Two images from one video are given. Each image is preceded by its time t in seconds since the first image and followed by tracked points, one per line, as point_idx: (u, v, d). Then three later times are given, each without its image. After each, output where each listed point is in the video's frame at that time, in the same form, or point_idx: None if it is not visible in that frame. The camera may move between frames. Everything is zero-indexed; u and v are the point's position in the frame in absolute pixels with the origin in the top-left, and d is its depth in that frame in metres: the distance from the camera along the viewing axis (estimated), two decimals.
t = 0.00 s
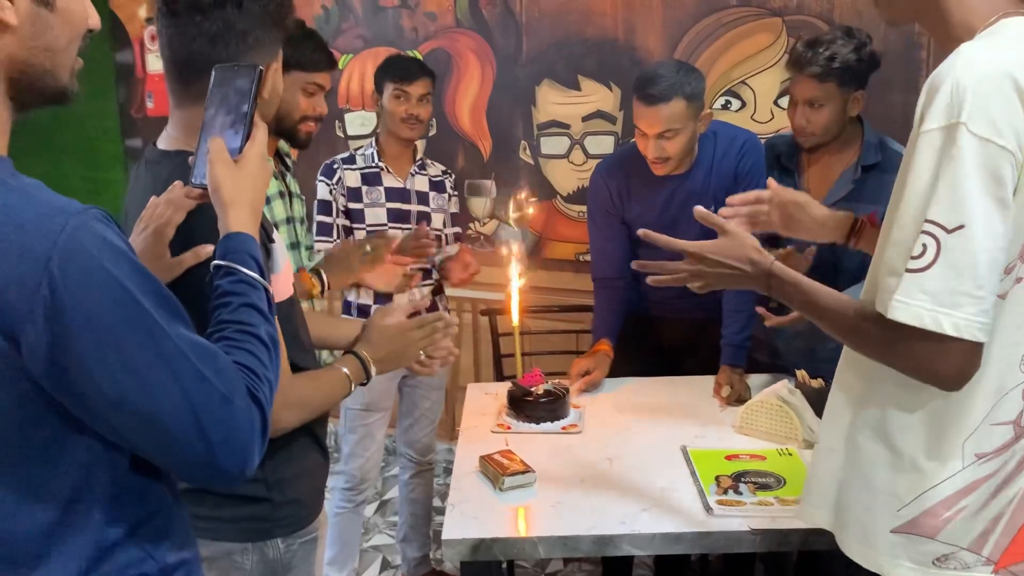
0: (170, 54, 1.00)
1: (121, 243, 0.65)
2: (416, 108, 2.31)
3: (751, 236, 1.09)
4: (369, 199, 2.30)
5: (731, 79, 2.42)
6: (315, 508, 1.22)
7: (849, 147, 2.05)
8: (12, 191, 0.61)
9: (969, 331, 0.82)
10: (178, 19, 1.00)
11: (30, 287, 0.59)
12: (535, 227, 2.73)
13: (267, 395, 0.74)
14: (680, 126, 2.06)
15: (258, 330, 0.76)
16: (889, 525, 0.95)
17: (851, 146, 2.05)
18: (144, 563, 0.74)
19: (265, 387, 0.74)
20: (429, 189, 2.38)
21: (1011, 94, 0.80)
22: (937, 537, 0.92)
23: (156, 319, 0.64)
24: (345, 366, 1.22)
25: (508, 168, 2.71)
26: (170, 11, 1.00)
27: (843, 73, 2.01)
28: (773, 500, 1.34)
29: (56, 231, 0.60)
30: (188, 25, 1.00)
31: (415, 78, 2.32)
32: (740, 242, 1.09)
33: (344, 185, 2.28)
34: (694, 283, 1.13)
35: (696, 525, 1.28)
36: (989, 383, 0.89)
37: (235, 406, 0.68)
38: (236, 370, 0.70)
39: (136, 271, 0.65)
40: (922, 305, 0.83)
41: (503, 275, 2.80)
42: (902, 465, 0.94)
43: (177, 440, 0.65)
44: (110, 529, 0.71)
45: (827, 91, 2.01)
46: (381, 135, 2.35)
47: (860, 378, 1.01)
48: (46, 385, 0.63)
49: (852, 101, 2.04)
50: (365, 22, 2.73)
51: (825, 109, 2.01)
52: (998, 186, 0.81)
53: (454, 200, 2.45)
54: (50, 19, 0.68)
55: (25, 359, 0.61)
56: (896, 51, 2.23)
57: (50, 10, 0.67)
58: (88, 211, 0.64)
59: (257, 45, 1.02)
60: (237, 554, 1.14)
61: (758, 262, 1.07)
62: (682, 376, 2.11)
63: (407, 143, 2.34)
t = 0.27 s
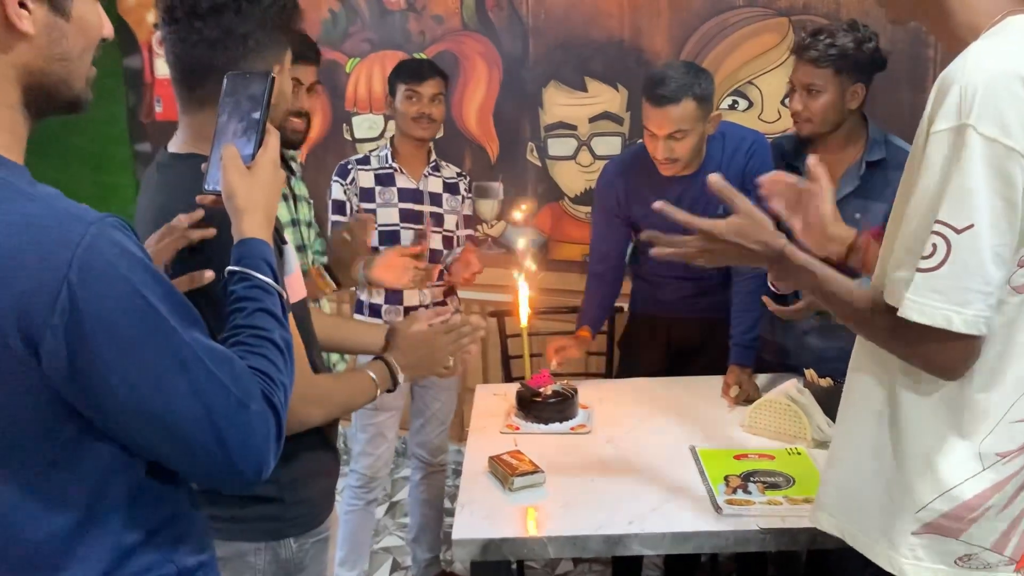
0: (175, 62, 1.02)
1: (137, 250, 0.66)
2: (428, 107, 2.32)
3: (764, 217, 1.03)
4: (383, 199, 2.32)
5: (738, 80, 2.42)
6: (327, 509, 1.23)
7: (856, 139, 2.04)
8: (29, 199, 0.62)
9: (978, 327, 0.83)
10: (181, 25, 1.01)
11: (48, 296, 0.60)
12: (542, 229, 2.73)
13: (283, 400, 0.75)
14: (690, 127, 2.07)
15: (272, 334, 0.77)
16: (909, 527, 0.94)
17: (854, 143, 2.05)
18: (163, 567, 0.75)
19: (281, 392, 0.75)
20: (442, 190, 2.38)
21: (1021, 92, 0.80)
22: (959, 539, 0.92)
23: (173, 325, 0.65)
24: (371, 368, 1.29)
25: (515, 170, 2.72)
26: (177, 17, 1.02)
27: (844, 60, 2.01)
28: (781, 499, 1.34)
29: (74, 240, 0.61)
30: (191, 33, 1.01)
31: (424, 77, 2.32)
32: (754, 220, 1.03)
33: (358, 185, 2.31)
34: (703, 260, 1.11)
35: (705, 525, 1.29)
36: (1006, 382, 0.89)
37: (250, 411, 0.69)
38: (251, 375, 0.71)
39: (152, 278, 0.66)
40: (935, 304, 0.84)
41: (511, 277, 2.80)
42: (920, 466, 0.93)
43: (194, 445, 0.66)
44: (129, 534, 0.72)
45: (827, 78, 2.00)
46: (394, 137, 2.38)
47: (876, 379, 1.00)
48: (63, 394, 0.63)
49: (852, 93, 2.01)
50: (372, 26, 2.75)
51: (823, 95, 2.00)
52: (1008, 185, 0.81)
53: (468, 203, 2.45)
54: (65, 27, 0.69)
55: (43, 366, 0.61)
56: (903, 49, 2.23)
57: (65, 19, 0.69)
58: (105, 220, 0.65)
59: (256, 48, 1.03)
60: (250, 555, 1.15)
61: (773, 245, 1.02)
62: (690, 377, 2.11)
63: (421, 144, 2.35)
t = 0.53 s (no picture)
0: (190, 66, 1.09)
1: (171, 254, 0.70)
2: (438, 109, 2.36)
3: (780, 233, 1.13)
4: (397, 203, 2.36)
5: (742, 82, 2.44)
6: (343, 503, 1.27)
7: (841, 126, 2.28)
8: (70, 205, 0.67)
9: (974, 324, 0.86)
10: (194, 34, 1.08)
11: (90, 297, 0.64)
12: (550, 230, 2.77)
13: (307, 393, 0.79)
14: (693, 127, 2.14)
15: (298, 331, 0.81)
16: (904, 514, 0.97)
17: (839, 134, 2.29)
18: (192, 557, 0.80)
19: (307, 386, 0.80)
20: (454, 193, 2.43)
21: (1006, 97, 0.84)
22: (954, 526, 0.94)
23: (206, 324, 0.69)
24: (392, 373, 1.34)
25: (522, 172, 2.76)
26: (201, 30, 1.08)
27: (825, 53, 2.27)
28: (785, 492, 1.37)
29: (113, 243, 0.65)
30: (202, 43, 1.07)
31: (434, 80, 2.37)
32: (772, 237, 1.13)
33: (372, 190, 2.35)
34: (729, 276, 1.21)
35: (711, 518, 1.32)
36: (1000, 374, 0.92)
37: (279, 404, 0.74)
38: (278, 370, 0.76)
39: (187, 280, 0.71)
40: (928, 303, 0.87)
41: (520, 278, 2.84)
42: (917, 454, 0.96)
43: (226, 436, 0.70)
44: (162, 525, 0.77)
45: (805, 69, 2.29)
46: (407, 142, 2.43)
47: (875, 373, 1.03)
48: (104, 389, 0.68)
49: (830, 83, 2.28)
50: (381, 32, 2.80)
51: (800, 84, 2.29)
52: (998, 184, 0.84)
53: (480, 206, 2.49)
54: (98, 43, 0.73)
55: (86, 362, 0.66)
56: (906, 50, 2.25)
57: (98, 35, 0.73)
58: (140, 224, 0.69)
59: (255, 55, 1.07)
60: (271, 546, 1.19)
61: (787, 259, 1.12)
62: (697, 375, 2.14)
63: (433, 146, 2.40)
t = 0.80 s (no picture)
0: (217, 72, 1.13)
1: (198, 259, 0.74)
2: (446, 115, 2.40)
3: (763, 223, 1.12)
4: (406, 207, 2.40)
5: (744, 88, 2.45)
6: (353, 501, 1.31)
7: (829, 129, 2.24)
8: (105, 215, 0.70)
9: (962, 324, 0.90)
10: (226, 45, 1.13)
11: (126, 302, 0.68)
12: (555, 234, 2.81)
13: (327, 392, 0.83)
14: (694, 132, 2.18)
15: (317, 333, 0.85)
16: (902, 510, 1.00)
17: (829, 135, 2.24)
18: (219, 549, 0.84)
19: (326, 384, 0.84)
20: (461, 198, 2.46)
21: (992, 106, 0.87)
22: (951, 521, 0.97)
23: (233, 327, 0.73)
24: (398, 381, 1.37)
25: (527, 177, 2.80)
26: (233, 37, 1.13)
27: (808, 61, 2.25)
28: (787, 490, 1.41)
29: (147, 251, 0.69)
30: (233, 51, 1.12)
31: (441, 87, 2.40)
32: (751, 226, 1.12)
33: (380, 195, 2.40)
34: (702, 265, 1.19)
35: (713, 515, 1.35)
36: (994, 372, 0.95)
37: (301, 401, 0.78)
38: (300, 370, 0.80)
39: (214, 285, 0.74)
40: (919, 304, 0.90)
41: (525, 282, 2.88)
42: (913, 451, 0.99)
43: (251, 433, 0.74)
44: (192, 518, 0.81)
45: (791, 76, 2.25)
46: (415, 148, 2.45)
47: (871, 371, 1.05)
48: (136, 389, 0.72)
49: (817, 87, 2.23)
50: (387, 39, 2.84)
51: (789, 92, 2.25)
52: (984, 190, 0.87)
53: (485, 209, 2.54)
54: (126, 60, 0.77)
55: (121, 364, 0.70)
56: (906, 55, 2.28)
57: (125, 52, 0.77)
58: (170, 233, 0.73)
59: (281, 68, 1.12)
60: (284, 543, 1.23)
61: (768, 248, 1.11)
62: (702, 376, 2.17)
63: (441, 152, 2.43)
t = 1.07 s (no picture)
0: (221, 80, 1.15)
1: (203, 269, 0.75)
2: (440, 126, 2.40)
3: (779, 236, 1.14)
4: (401, 216, 2.41)
5: (738, 97, 2.50)
6: (348, 508, 1.32)
7: (837, 148, 2.17)
8: (112, 224, 0.72)
9: (941, 333, 0.90)
10: (230, 55, 1.14)
11: (129, 311, 0.69)
12: (551, 243, 2.83)
13: (327, 401, 0.85)
14: (684, 143, 2.16)
15: (317, 343, 0.86)
16: (885, 514, 1.02)
17: (839, 148, 2.18)
18: (219, 555, 0.85)
19: (325, 394, 0.85)
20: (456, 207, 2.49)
21: (972, 118, 0.89)
22: (932, 525, 0.99)
23: (235, 335, 0.74)
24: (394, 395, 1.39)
25: (523, 186, 2.82)
26: (236, 47, 1.14)
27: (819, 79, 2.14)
28: (779, 498, 1.42)
29: (153, 261, 0.70)
30: (236, 62, 1.13)
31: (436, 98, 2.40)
32: (768, 240, 1.14)
33: (376, 205, 2.39)
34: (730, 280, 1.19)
35: (706, 522, 1.36)
36: (974, 381, 0.97)
37: (300, 411, 0.79)
38: (299, 380, 0.81)
39: (217, 294, 0.76)
40: (898, 311, 0.92)
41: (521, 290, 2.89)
42: (897, 457, 1.00)
43: (253, 441, 0.75)
44: (191, 525, 0.82)
45: (804, 94, 2.12)
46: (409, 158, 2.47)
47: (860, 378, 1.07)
48: (140, 397, 0.73)
49: (829, 102, 2.16)
50: (384, 49, 2.86)
51: (804, 111, 2.12)
52: (964, 200, 0.89)
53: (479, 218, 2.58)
54: (139, 73, 0.79)
55: (126, 371, 0.71)
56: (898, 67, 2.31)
57: (139, 65, 0.78)
58: (176, 243, 0.74)
59: (283, 80, 1.13)
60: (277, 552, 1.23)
61: (782, 263, 1.13)
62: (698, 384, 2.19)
63: (434, 163, 2.44)
